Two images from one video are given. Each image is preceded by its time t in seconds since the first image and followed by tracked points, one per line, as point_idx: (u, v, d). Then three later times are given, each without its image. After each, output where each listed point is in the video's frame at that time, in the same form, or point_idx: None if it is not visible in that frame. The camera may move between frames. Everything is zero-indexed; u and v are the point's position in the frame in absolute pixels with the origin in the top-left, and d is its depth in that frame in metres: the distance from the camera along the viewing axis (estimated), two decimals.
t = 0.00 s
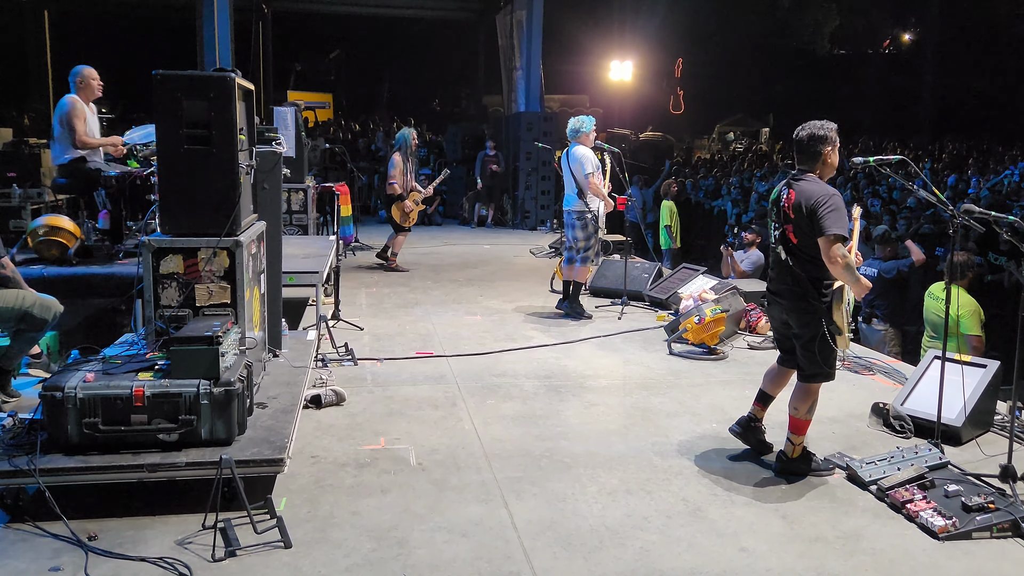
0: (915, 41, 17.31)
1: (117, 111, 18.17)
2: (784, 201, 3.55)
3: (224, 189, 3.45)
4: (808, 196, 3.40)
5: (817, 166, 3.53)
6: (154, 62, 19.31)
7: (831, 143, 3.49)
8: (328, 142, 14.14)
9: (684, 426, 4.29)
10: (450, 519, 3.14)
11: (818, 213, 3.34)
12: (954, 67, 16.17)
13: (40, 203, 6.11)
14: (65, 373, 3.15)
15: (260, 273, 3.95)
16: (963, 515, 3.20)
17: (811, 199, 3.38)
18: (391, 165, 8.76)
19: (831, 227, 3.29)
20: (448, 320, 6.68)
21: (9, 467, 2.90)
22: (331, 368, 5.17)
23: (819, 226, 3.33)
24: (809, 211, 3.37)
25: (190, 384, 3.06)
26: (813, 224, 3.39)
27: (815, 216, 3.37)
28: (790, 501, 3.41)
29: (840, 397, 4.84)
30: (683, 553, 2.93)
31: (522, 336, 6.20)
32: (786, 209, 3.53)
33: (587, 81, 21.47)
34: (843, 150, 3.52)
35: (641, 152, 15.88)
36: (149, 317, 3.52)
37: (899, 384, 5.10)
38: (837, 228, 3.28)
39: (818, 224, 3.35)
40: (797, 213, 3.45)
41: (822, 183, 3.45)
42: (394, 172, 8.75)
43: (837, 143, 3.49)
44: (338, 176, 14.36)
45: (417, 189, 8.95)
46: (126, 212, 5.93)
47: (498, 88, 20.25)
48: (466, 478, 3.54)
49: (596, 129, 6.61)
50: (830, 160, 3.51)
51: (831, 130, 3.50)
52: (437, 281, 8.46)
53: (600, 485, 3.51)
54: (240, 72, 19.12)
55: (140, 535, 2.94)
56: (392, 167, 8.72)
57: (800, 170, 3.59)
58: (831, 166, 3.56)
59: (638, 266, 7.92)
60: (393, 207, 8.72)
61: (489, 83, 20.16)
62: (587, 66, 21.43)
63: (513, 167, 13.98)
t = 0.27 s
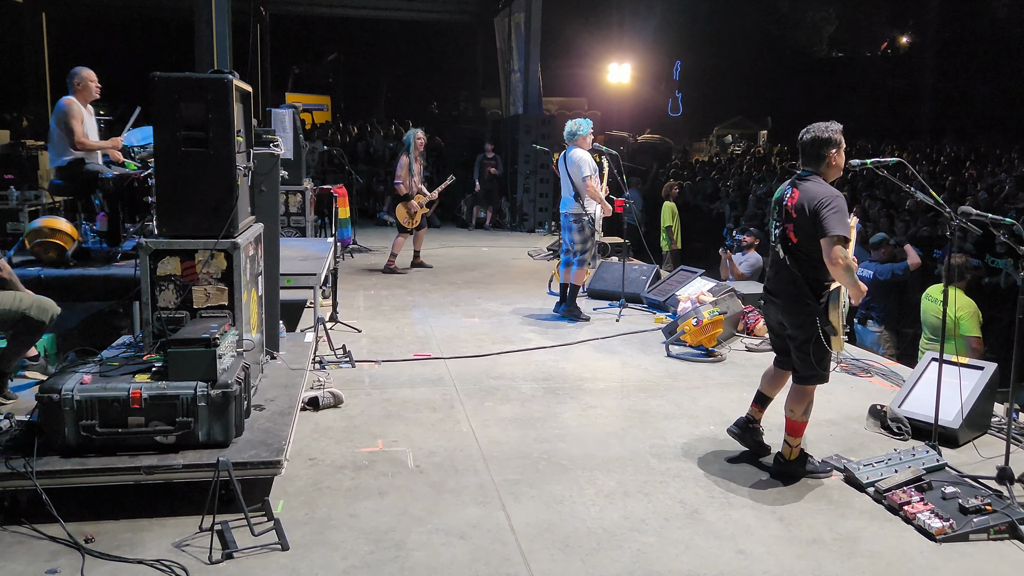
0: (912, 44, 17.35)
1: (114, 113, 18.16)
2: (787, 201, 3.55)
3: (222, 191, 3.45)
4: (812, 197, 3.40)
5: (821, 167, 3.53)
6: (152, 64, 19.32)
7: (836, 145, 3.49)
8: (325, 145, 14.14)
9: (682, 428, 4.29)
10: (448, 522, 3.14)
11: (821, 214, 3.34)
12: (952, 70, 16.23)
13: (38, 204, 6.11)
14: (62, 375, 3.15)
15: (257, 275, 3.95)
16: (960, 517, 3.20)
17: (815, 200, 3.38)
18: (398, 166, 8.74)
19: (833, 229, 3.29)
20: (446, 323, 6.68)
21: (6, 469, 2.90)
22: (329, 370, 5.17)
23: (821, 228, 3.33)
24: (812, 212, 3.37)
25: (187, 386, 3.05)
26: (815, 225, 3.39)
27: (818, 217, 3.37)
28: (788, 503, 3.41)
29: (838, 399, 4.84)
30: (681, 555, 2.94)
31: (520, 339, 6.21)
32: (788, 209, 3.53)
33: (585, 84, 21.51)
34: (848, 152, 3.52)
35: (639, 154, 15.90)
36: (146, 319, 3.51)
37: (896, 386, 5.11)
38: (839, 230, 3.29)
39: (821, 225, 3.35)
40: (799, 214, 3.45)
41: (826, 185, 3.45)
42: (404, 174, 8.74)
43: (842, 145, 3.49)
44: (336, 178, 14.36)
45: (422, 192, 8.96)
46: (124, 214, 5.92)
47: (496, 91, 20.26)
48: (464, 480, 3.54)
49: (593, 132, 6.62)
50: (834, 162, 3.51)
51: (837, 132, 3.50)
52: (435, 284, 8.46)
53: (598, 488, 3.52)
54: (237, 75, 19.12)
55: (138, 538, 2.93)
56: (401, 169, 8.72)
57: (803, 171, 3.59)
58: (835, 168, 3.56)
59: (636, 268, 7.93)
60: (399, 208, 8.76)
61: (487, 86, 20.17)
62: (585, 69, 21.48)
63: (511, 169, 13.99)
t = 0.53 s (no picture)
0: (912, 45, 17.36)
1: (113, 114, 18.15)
2: (789, 200, 3.55)
3: (221, 191, 3.45)
4: (813, 195, 3.40)
5: (823, 166, 3.52)
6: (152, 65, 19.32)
7: (838, 144, 3.48)
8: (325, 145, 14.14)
9: (682, 429, 4.29)
10: (447, 523, 3.14)
11: (821, 213, 3.34)
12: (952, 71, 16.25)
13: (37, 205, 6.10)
14: (61, 375, 3.15)
15: (256, 276, 3.94)
16: (960, 518, 3.20)
17: (815, 199, 3.38)
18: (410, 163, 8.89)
19: (833, 227, 3.29)
20: (445, 324, 6.67)
21: (5, 470, 2.90)
22: (329, 371, 5.16)
23: (821, 226, 3.33)
24: (812, 210, 3.37)
25: (186, 387, 3.04)
26: (815, 223, 3.39)
27: (818, 216, 3.37)
28: (788, 504, 3.41)
29: (838, 400, 4.83)
30: (681, 557, 2.93)
31: (520, 340, 6.20)
32: (789, 208, 3.53)
33: (585, 85, 21.53)
34: (850, 151, 3.51)
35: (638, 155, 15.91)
36: (146, 320, 3.51)
37: (895, 387, 5.11)
38: (838, 228, 3.28)
39: (821, 224, 3.35)
40: (800, 212, 3.45)
41: (828, 183, 3.44)
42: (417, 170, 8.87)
43: (844, 144, 3.49)
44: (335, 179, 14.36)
45: (434, 188, 9.01)
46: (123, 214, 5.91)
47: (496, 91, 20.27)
48: (463, 481, 3.53)
49: (592, 133, 6.62)
50: (836, 160, 3.50)
51: (839, 131, 3.50)
52: (435, 284, 8.45)
53: (597, 488, 3.51)
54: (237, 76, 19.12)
55: (136, 539, 2.92)
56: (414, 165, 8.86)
57: (805, 170, 3.59)
58: (838, 167, 3.55)
59: (636, 269, 7.93)
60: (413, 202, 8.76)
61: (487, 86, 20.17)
62: (584, 70, 21.50)
63: (510, 170, 13.99)
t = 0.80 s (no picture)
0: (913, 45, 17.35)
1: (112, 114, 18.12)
2: (790, 199, 3.55)
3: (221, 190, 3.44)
4: (813, 194, 3.40)
5: (823, 166, 3.52)
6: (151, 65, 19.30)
7: (837, 143, 3.48)
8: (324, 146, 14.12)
9: (681, 429, 4.28)
10: (447, 523, 3.13)
11: (820, 212, 3.34)
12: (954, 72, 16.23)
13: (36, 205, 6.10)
14: (61, 375, 3.14)
15: (256, 275, 3.94)
16: (960, 518, 3.20)
17: (815, 198, 3.38)
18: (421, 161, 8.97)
19: (833, 226, 3.29)
20: (445, 324, 6.67)
21: (5, 470, 2.89)
22: (328, 371, 5.16)
23: (821, 225, 3.33)
24: (812, 209, 3.37)
25: (186, 386, 3.04)
26: (815, 222, 3.39)
27: (818, 215, 3.37)
28: (788, 504, 3.40)
29: (837, 400, 4.83)
30: (680, 557, 2.93)
31: (519, 340, 6.20)
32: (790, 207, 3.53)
33: (584, 85, 21.51)
34: (850, 150, 3.51)
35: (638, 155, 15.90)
36: (145, 319, 3.51)
37: (895, 387, 5.11)
38: (838, 227, 3.28)
39: (821, 223, 3.35)
40: (800, 211, 3.45)
41: (828, 182, 3.44)
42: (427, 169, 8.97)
43: (844, 142, 3.48)
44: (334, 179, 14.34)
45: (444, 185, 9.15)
46: (122, 214, 5.91)
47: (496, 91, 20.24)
48: (463, 481, 3.53)
49: (591, 134, 6.62)
50: (836, 159, 3.50)
51: (839, 130, 3.49)
52: (434, 285, 8.45)
53: (597, 488, 3.51)
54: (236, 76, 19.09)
55: (136, 539, 2.92)
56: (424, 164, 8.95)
57: (805, 169, 3.59)
58: (838, 166, 3.55)
59: (636, 269, 7.93)
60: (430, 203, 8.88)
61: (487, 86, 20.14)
62: (584, 71, 21.48)
63: (509, 170, 13.97)
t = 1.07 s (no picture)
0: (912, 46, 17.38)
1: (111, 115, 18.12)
2: (787, 201, 3.56)
3: (219, 191, 3.44)
4: (809, 196, 3.40)
5: (820, 167, 3.52)
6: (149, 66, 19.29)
7: (834, 144, 3.48)
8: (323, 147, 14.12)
9: (680, 430, 4.28)
10: (445, 524, 3.13)
11: (817, 214, 3.34)
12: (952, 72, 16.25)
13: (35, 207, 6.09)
14: (59, 377, 3.14)
15: (255, 276, 3.94)
16: (959, 519, 3.20)
17: (812, 200, 3.38)
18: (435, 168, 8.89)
19: (829, 228, 3.29)
20: (444, 325, 6.67)
21: (2, 472, 2.89)
22: (327, 372, 5.15)
23: (818, 227, 3.33)
24: (809, 211, 3.37)
25: (184, 388, 3.04)
26: (813, 224, 3.39)
27: (814, 217, 3.37)
28: (787, 505, 3.40)
29: (836, 401, 4.83)
30: (679, 558, 2.93)
31: (519, 341, 6.20)
32: (787, 209, 3.53)
33: (583, 86, 21.53)
34: (847, 151, 3.51)
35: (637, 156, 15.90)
36: (144, 321, 3.51)
37: (894, 388, 5.10)
38: (835, 229, 3.28)
39: (818, 224, 3.35)
40: (797, 213, 3.45)
41: (825, 184, 3.44)
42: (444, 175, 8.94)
43: (841, 144, 3.48)
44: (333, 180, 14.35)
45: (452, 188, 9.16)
46: (121, 215, 5.90)
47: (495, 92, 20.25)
48: (461, 482, 3.52)
49: (590, 135, 6.62)
50: (833, 161, 3.50)
51: (836, 131, 3.49)
52: (433, 285, 8.44)
53: (596, 489, 3.51)
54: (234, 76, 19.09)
55: (134, 540, 2.91)
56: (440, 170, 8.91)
57: (802, 171, 3.59)
58: (836, 167, 3.55)
59: (635, 270, 7.93)
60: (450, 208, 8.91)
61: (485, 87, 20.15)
62: (583, 72, 21.49)
63: (508, 171, 13.97)
